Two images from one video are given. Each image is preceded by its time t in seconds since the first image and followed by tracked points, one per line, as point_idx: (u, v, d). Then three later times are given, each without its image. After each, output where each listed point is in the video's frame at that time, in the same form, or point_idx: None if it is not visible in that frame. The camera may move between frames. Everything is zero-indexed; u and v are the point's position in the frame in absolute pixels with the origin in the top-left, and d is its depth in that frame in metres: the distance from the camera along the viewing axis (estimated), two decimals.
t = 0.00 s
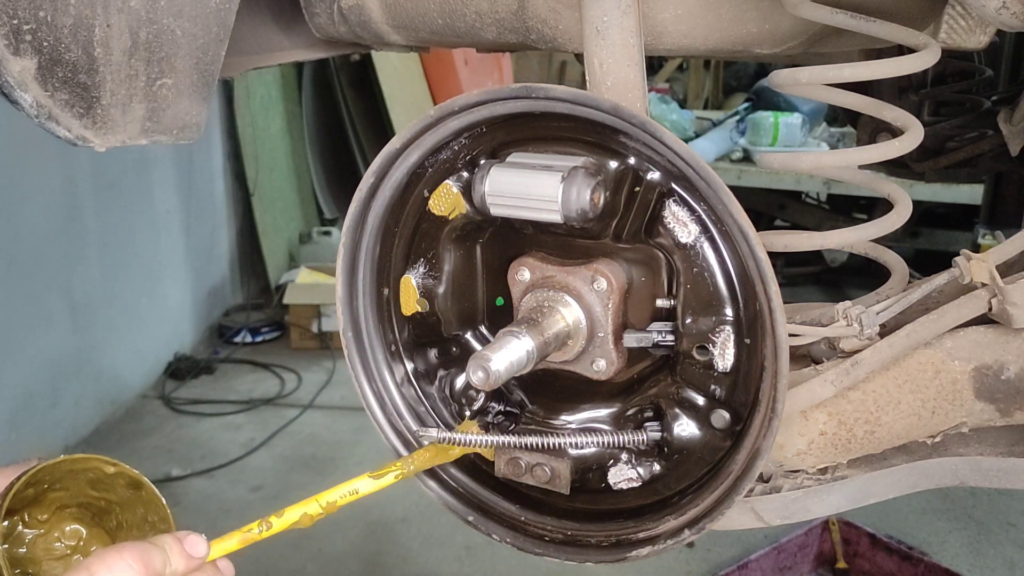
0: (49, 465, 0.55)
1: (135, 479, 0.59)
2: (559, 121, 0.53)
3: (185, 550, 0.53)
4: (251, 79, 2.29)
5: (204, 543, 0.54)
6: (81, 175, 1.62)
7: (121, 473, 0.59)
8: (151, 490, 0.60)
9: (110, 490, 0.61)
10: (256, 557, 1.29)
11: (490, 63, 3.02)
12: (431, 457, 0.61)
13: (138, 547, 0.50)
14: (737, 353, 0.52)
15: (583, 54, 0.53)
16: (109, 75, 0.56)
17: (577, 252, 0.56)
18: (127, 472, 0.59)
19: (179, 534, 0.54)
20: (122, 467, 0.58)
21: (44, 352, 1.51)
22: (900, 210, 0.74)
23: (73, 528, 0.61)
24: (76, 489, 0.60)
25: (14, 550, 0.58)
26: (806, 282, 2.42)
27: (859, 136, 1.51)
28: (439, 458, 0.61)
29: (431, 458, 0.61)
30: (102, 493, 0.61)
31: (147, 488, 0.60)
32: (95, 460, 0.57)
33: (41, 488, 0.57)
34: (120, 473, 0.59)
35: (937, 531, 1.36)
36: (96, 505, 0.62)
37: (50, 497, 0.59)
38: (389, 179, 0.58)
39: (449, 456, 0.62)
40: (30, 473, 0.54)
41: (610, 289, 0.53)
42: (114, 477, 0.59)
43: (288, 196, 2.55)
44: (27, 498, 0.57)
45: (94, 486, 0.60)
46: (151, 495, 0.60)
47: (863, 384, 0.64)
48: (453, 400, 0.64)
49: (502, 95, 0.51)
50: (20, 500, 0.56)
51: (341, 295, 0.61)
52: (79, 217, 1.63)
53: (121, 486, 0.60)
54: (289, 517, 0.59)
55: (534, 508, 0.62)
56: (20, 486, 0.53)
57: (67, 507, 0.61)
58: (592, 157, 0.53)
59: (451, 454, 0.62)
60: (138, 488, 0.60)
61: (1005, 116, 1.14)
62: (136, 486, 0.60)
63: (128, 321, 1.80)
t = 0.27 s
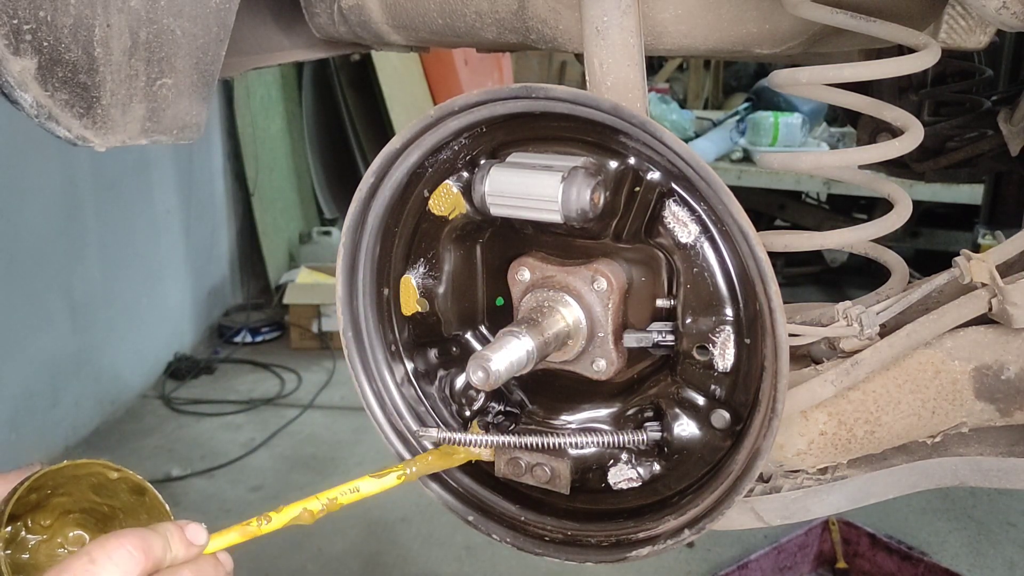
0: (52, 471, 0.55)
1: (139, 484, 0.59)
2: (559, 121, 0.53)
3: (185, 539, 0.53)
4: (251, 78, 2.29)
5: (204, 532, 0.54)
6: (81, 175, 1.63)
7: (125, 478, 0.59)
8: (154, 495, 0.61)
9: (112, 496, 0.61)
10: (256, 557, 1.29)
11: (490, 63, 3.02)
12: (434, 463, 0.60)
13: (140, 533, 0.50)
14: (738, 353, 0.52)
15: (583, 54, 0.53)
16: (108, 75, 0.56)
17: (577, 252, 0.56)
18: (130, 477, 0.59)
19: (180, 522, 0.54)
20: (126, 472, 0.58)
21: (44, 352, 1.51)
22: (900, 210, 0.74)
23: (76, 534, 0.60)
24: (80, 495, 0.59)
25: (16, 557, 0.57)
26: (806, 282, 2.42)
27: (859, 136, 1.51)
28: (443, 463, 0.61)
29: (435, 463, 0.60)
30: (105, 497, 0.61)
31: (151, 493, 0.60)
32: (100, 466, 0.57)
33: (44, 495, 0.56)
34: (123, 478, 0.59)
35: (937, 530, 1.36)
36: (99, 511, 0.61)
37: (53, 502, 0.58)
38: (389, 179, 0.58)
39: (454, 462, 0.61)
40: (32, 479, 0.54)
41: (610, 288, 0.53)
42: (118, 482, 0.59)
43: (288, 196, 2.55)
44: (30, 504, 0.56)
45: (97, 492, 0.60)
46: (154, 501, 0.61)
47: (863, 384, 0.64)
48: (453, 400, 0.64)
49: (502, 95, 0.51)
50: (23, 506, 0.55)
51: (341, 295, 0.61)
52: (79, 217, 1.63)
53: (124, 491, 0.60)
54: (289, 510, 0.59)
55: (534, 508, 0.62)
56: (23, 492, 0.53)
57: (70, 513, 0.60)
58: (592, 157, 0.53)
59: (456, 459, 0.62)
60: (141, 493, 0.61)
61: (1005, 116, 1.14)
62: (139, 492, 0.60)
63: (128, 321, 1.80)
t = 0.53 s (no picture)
0: (56, 471, 0.54)
1: (143, 484, 0.59)
2: (558, 121, 0.53)
3: (190, 543, 0.52)
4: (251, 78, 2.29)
5: (210, 537, 0.53)
6: (81, 175, 1.63)
7: (128, 479, 0.58)
8: (158, 496, 0.60)
9: (117, 496, 0.60)
10: (257, 556, 1.29)
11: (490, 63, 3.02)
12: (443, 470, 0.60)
13: (143, 541, 0.49)
14: (738, 353, 0.52)
15: (583, 54, 0.53)
16: (108, 75, 0.56)
17: (577, 252, 0.56)
18: (134, 477, 0.58)
19: (186, 527, 0.53)
20: (129, 472, 0.57)
21: (44, 352, 1.51)
22: (900, 210, 0.74)
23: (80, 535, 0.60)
24: (83, 496, 0.59)
25: (20, 558, 0.57)
26: (806, 282, 2.42)
27: (859, 136, 1.51)
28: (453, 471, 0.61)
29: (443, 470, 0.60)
30: (108, 500, 0.61)
31: (156, 494, 0.60)
32: (105, 467, 0.57)
33: (47, 495, 0.56)
34: (127, 479, 0.58)
35: (937, 530, 1.36)
36: (102, 514, 0.61)
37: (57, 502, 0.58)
38: (389, 179, 0.58)
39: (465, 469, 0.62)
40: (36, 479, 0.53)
41: (610, 289, 0.53)
42: (121, 482, 0.59)
43: (288, 196, 2.55)
44: (34, 504, 0.56)
45: (102, 493, 0.60)
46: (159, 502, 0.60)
47: (863, 384, 0.64)
48: (453, 400, 0.64)
49: (502, 95, 0.51)
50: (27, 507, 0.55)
51: (341, 295, 0.61)
52: (80, 216, 1.63)
53: (129, 492, 0.60)
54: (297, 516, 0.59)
55: (534, 508, 0.62)
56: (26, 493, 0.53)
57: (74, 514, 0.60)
58: (592, 157, 0.53)
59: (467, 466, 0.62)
60: (146, 494, 0.60)
61: (1005, 116, 1.14)
62: (143, 492, 0.60)
63: (128, 321, 1.80)
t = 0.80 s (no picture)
0: (60, 472, 0.54)
1: (148, 486, 0.59)
2: (559, 120, 0.53)
3: (177, 544, 0.52)
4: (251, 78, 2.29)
5: (197, 538, 0.53)
6: (81, 174, 1.62)
7: (134, 479, 0.57)
8: (163, 497, 0.60)
9: (123, 497, 0.60)
10: (257, 556, 1.29)
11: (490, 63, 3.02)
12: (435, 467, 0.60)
13: (129, 539, 0.49)
14: (738, 353, 0.52)
15: (583, 54, 0.53)
16: (108, 75, 0.56)
17: (577, 252, 0.56)
18: (139, 479, 0.58)
19: (171, 527, 0.53)
20: (135, 472, 0.57)
21: (44, 352, 1.51)
22: (900, 210, 0.74)
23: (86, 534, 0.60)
24: (89, 496, 0.59)
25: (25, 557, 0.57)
26: (806, 282, 2.42)
27: (859, 136, 1.51)
28: (445, 469, 0.60)
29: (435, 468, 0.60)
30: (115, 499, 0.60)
31: (160, 494, 0.59)
32: (111, 470, 0.57)
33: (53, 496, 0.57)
34: (132, 480, 0.58)
35: (937, 530, 1.37)
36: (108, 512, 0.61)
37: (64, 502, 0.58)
38: (389, 179, 0.58)
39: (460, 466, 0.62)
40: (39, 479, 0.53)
41: (610, 288, 0.53)
42: (127, 483, 0.59)
43: (288, 196, 2.55)
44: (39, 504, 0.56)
45: (107, 492, 0.60)
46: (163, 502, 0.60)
47: (863, 384, 0.64)
48: (453, 400, 0.64)
49: (503, 95, 0.51)
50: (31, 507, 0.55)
51: (341, 295, 0.61)
52: (80, 216, 1.63)
53: (135, 491, 0.60)
54: (287, 513, 0.59)
55: (534, 508, 0.62)
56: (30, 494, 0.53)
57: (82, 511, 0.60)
58: (592, 157, 0.53)
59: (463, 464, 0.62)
60: (151, 494, 0.60)
61: (1005, 116, 1.14)
62: (149, 493, 0.60)
63: (128, 321, 1.80)
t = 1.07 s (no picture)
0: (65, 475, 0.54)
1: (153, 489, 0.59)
2: (559, 121, 0.53)
3: (176, 522, 0.52)
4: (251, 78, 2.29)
5: (196, 516, 0.53)
6: (81, 175, 1.63)
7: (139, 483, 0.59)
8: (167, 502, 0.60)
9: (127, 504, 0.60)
10: (257, 556, 1.29)
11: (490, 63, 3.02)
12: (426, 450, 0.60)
13: (132, 516, 0.49)
14: (738, 353, 0.52)
15: (583, 54, 0.53)
16: (108, 76, 0.56)
17: (577, 252, 0.56)
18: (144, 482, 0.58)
19: (170, 505, 0.53)
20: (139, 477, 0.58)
21: (44, 352, 1.51)
22: (900, 210, 0.74)
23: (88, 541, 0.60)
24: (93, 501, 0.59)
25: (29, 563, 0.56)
26: (806, 282, 2.42)
27: (859, 136, 1.51)
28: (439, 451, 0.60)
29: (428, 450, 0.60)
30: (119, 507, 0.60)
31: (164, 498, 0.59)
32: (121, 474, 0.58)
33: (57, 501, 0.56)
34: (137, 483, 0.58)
35: (937, 530, 1.37)
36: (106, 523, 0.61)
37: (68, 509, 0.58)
38: (389, 179, 0.58)
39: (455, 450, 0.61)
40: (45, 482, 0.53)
41: (610, 289, 0.53)
42: (132, 487, 0.59)
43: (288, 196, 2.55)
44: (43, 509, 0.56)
45: (111, 497, 0.60)
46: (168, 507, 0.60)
47: (863, 384, 0.64)
48: (453, 400, 0.64)
49: (502, 95, 0.51)
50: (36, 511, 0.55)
51: (341, 294, 0.61)
52: (80, 216, 1.63)
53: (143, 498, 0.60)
54: (284, 492, 0.58)
55: (534, 508, 0.62)
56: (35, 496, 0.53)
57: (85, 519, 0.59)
58: (593, 157, 0.53)
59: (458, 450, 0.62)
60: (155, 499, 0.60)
61: (1005, 116, 1.14)
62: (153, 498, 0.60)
63: (128, 321, 1.80)
